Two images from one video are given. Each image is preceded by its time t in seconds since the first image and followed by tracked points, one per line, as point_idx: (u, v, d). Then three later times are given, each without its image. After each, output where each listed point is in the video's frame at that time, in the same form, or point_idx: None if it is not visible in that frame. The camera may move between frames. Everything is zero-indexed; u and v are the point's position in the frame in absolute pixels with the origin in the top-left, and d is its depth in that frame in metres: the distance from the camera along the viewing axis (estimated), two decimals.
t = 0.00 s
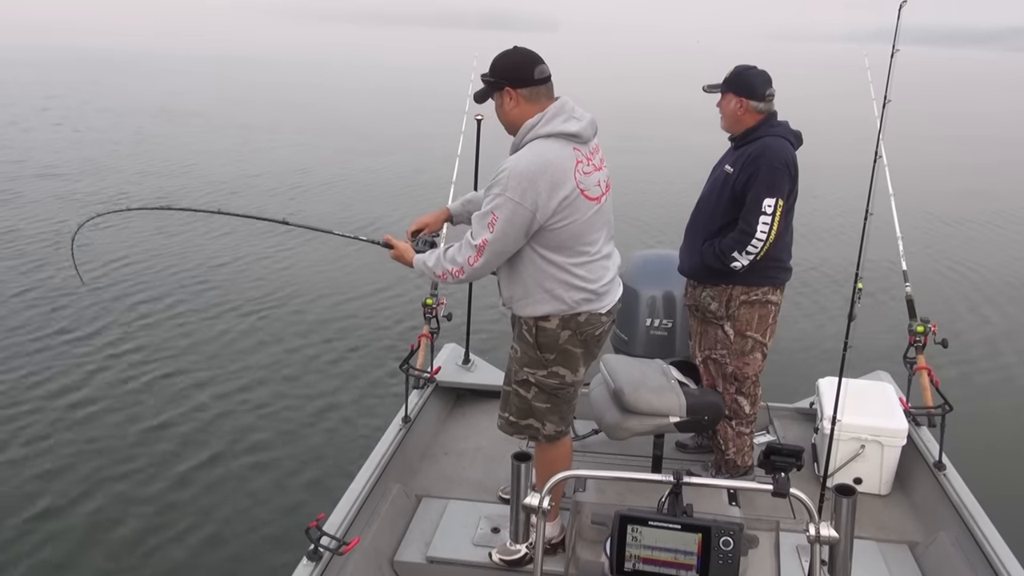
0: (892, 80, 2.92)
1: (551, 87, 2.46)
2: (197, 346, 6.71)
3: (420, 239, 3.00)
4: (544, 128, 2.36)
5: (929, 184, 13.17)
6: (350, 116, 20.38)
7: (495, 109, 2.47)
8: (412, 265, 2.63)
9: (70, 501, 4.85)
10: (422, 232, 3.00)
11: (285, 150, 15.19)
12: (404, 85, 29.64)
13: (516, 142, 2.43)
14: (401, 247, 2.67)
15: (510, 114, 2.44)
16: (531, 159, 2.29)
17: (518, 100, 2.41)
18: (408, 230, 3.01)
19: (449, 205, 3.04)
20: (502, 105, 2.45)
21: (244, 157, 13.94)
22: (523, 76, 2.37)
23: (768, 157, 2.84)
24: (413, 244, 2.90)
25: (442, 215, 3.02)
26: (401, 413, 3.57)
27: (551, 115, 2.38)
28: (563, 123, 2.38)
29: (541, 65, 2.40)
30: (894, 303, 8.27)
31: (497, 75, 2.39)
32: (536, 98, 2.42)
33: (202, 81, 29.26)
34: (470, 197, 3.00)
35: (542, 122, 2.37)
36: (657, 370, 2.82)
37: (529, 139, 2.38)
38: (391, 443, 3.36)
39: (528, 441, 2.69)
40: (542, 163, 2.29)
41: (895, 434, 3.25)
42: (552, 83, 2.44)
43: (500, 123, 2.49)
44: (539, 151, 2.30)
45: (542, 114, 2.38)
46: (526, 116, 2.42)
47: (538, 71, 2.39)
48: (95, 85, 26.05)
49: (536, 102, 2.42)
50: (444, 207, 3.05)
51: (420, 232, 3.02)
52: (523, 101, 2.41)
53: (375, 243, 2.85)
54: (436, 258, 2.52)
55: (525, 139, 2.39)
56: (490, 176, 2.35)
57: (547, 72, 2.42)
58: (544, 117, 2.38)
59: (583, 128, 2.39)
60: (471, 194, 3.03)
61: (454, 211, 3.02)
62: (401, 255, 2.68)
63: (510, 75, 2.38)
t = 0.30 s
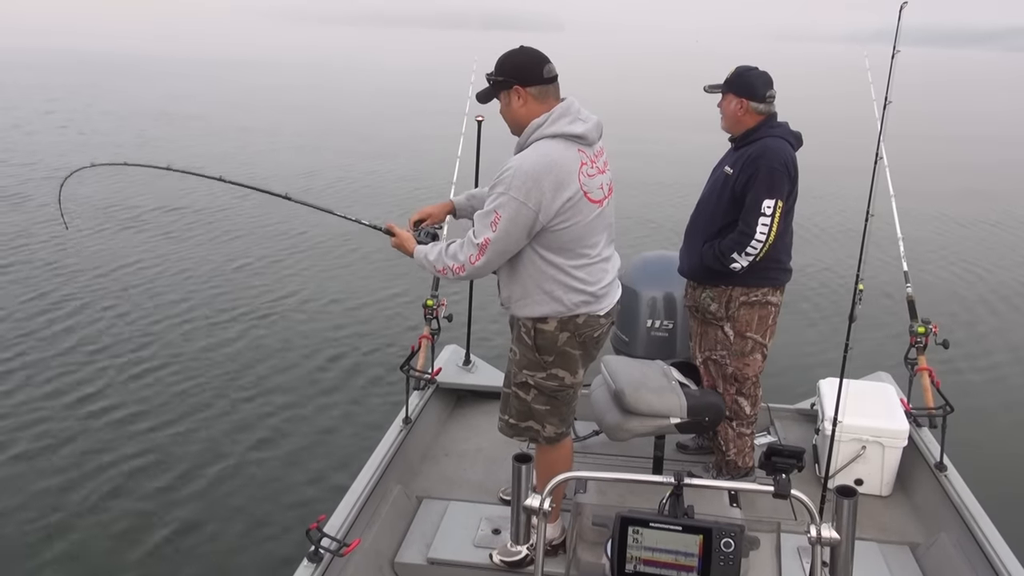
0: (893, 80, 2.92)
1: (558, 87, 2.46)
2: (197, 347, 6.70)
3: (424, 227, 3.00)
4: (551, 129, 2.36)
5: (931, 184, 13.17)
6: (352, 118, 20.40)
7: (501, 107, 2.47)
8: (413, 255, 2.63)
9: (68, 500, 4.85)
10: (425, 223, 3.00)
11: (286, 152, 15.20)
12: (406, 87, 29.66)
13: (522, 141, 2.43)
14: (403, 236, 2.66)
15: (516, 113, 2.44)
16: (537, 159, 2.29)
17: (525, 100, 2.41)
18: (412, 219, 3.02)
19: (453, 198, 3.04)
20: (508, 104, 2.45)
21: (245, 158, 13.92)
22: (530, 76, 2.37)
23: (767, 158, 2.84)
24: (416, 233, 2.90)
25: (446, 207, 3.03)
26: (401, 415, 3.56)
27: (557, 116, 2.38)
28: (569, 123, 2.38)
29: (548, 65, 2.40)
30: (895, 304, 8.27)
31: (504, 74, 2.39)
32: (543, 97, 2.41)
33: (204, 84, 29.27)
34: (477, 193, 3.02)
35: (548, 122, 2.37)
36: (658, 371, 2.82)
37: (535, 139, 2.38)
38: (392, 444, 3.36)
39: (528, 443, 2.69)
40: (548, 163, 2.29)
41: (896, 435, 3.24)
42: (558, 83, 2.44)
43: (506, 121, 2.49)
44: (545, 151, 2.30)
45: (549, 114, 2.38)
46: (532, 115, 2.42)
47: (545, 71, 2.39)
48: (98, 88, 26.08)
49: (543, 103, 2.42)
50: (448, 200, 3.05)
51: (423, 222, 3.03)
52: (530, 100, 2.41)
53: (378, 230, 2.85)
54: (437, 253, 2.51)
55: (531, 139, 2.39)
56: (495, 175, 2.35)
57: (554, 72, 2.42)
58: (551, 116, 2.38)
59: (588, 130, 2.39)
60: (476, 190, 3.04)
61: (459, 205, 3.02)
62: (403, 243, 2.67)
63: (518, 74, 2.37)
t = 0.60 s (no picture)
0: (893, 81, 2.92)
1: (563, 88, 2.46)
2: (200, 349, 6.71)
3: (427, 217, 2.94)
4: (556, 130, 2.36)
5: (934, 185, 13.15)
6: (356, 120, 20.44)
7: (507, 107, 2.46)
8: (416, 247, 2.60)
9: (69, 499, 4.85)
10: (426, 212, 2.95)
11: (290, 154, 15.24)
12: (410, 89, 29.71)
13: (527, 141, 2.43)
14: (407, 227, 2.64)
15: (522, 114, 2.44)
16: (543, 160, 2.28)
17: (530, 100, 2.40)
18: (413, 209, 2.96)
19: (458, 191, 3.04)
20: (514, 104, 2.44)
21: (249, 159, 13.94)
22: (536, 77, 2.37)
23: (769, 159, 2.84)
24: (420, 225, 2.85)
25: (448, 199, 2.98)
26: (403, 416, 3.57)
27: (563, 117, 2.38)
28: (575, 125, 2.38)
29: (554, 66, 2.39)
30: (897, 305, 8.26)
31: (509, 74, 2.39)
32: (548, 98, 2.41)
33: (208, 86, 29.34)
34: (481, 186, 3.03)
35: (554, 123, 2.37)
36: (659, 372, 2.82)
37: (540, 139, 2.38)
38: (393, 446, 3.36)
39: (528, 445, 2.68)
40: (554, 165, 2.29)
41: (898, 436, 3.24)
42: (564, 84, 2.44)
43: (511, 121, 2.49)
44: (552, 153, 2.30)
45: (555, 115, 2.38)
46: (536, 116, 2.42)
47: (551, 72, 2.38)
48: (103, 90, 26.17)
49: (548, 104, 2.42)
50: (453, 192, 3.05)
51: (424, 212, 2.97)
52: (535, 101, 2.41)
53: (382, 217, 2.83)
54: (439, 251, 2.49)
55: (536, 139, 2.39)
56: (500, 175, 2.34)
57: (560, 73, 2.42)
58: (557, 117, 2.37)
59: (593, 132, 2.40)
60: (481, 184, 3.05)
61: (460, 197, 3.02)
62: (406, 234, 2.65)
63: (524, 74, 2.37)
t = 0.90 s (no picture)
0: (898, 83, 2.92)
1: (568, 91, 2.45)
2: (202, 351, 6.72)
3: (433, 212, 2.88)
4: (562, 132, 2.35)
5: (939, 187, 13.12)
6: (360, 122, 20.46)
7: (512, 109, 2.46)
8: (422, 245, 2.57)
9: (70, 501, 4.85)
10: (430, 209, 2.88)
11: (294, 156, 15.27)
12: (415, 91, 29.73)
13: (532, 143, 2.42)
14: (414, 223, 2.64)
15: (527, 115, 2.43)
16: (550, 162, 2.28)
17: (535, 102, 2.40)
18: (417, 204, 2.88)
19: (462, 189, 3.03)
20: (519, 106, 2.43)
21: (253, 163, 13.97)
22: (541, 79, 2.37)
23: (775, 161, 2.84)
24: (425, 222, 2.78)
25: (452, 195, 2.93)
26: (406, 419, 3.57)
27: (569, 119, 2.38)
28: (581, 127, 2.38)
29: (559, 68, 2.39)
30: (901, 308, 8.24)
31: (515, 76, 2.38)
32: (553, 100, 2.41)
33: (213, 88, 29.43)
34: (485, 185, 3.03)
35: (560, 125, 2.37)
36: (662, 374, 2.81)
37: (546, 141, 2.38)
38: (396, 448, 3.36)
39: (530, 448, 2.68)
40: (562, 167, 2.29)
41: (903, 439, 3.22)
42: (569, 86, 2.43)
43: (516, 123, 2.48)
44: (559, 155, 2.30)
45: (561, 117, 2.38)
46: (542, 118, 2.42)
47: (556, 74, 2.38)
48: (109, 92, 26.24)
49: (554, 106, 2.41)
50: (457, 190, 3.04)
51: (429, 208, 2.91)
52: (540, 103, 2.40)
53: (387, 212, 2.81)
54: (444, 252, 2.46)
55: (542, 141, 2.38)
56: (507, 177, 2.33)
57: (565, 76, 2.42)
58: (563, 119, 2.37)
59: (599, 135, 2.40)
60: (484, 183, 3.05)
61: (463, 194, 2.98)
62: (412, 230, 2.64)
63: (529, 77, 2.36)
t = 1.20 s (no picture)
0: (905, 85, 2.91)
1: (575, 92, 2.44)
2: (205, 354, 6.71)
3: (440, 207, 2.89)
4: (572, 133, 2.35)
5: (944, 189, 13.09)
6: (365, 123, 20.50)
7: (518, 110, 2.45)
8: (430, 242, 2.55)
9: (72, 501, 4.84)
10: (437, 203, 2.89)
11: (299, 158, 15.30)
12: (420, 93, 29.77)
13: (539, 145, 2.41)
14: (423, 220, 2.60)
15: (534, 117, 2.42)
16: (560, 164, 2.27)
17: (541, 104, 2.39)
18: (424, 198, 2.90)
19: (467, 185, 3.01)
20: (525, 108, 2.42)
21: (258, 165, 14.01)
22: (548, 81, 2.35)
23: (781, 163, 2.83)
24: (434, 217, 2.79)
25: (459, 191, 2.93)
26: (409, 421, 3.56)
27: (578, 121, 2.37)
28: (589, 129, 2.37)
29: (566, 69, 2.38)
30: (906, 310, 8.22)
31: (523, 77, 2.37)
32: (560, 102, 2.40)
33: (217, 89, 29.47)
34: (490, 184, 3.02)
35: (569, 126, 2.36)
36: (666, 377, 2.80)
37: (554, 143, 2.37)
38: (400, 451, 3.35)
39: (534, 451, 2.66)
40: (572, 169, 2.28)
41: (909, 442, 3.21)
42: (575, 87, 2.43)
43: (523, 124, 2.47)
44: (570, 157, 2.29)
45: (570, 118, 2.37)
46: (549, 119, 2.41)
47: (563, 75, 2.37)
48: (116, 94, 26.35)
49: (561, 107, 2.40)
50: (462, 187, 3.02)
51: (435, 203, 2.91)
52: (546, 105, 2.39)
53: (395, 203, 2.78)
54: (453, 253, 2.43)
55: (550, 142, 2.37)
56: (517, 179, 2.31)
57: (572, 77, 2.40)
58: (572, 120, 2.36)
59: (608, 137, 2.40)
60: (490, 181, 3.04)
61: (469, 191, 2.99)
62: (421, 227, 2.60)
63: (537, 78, 2.35)
